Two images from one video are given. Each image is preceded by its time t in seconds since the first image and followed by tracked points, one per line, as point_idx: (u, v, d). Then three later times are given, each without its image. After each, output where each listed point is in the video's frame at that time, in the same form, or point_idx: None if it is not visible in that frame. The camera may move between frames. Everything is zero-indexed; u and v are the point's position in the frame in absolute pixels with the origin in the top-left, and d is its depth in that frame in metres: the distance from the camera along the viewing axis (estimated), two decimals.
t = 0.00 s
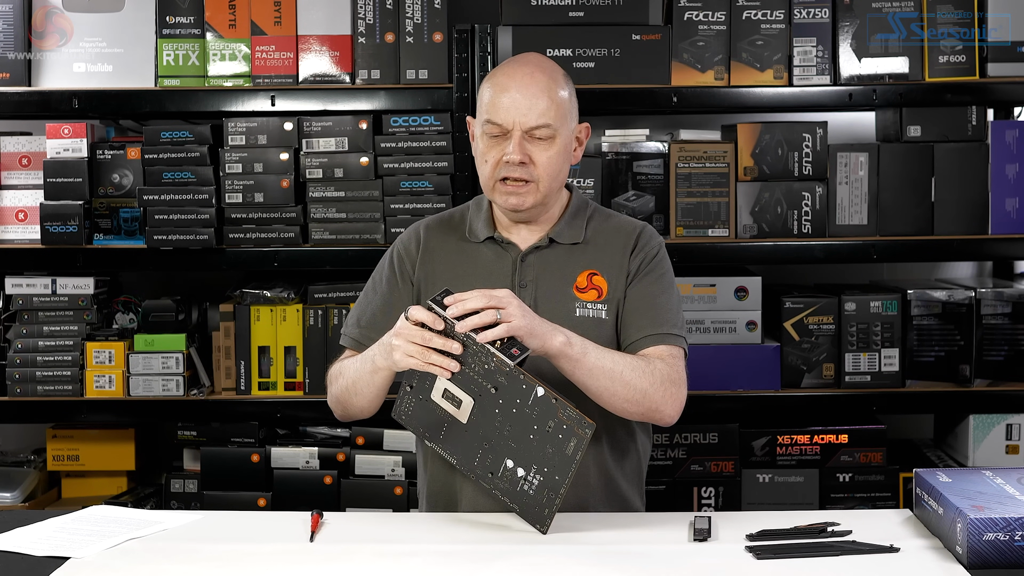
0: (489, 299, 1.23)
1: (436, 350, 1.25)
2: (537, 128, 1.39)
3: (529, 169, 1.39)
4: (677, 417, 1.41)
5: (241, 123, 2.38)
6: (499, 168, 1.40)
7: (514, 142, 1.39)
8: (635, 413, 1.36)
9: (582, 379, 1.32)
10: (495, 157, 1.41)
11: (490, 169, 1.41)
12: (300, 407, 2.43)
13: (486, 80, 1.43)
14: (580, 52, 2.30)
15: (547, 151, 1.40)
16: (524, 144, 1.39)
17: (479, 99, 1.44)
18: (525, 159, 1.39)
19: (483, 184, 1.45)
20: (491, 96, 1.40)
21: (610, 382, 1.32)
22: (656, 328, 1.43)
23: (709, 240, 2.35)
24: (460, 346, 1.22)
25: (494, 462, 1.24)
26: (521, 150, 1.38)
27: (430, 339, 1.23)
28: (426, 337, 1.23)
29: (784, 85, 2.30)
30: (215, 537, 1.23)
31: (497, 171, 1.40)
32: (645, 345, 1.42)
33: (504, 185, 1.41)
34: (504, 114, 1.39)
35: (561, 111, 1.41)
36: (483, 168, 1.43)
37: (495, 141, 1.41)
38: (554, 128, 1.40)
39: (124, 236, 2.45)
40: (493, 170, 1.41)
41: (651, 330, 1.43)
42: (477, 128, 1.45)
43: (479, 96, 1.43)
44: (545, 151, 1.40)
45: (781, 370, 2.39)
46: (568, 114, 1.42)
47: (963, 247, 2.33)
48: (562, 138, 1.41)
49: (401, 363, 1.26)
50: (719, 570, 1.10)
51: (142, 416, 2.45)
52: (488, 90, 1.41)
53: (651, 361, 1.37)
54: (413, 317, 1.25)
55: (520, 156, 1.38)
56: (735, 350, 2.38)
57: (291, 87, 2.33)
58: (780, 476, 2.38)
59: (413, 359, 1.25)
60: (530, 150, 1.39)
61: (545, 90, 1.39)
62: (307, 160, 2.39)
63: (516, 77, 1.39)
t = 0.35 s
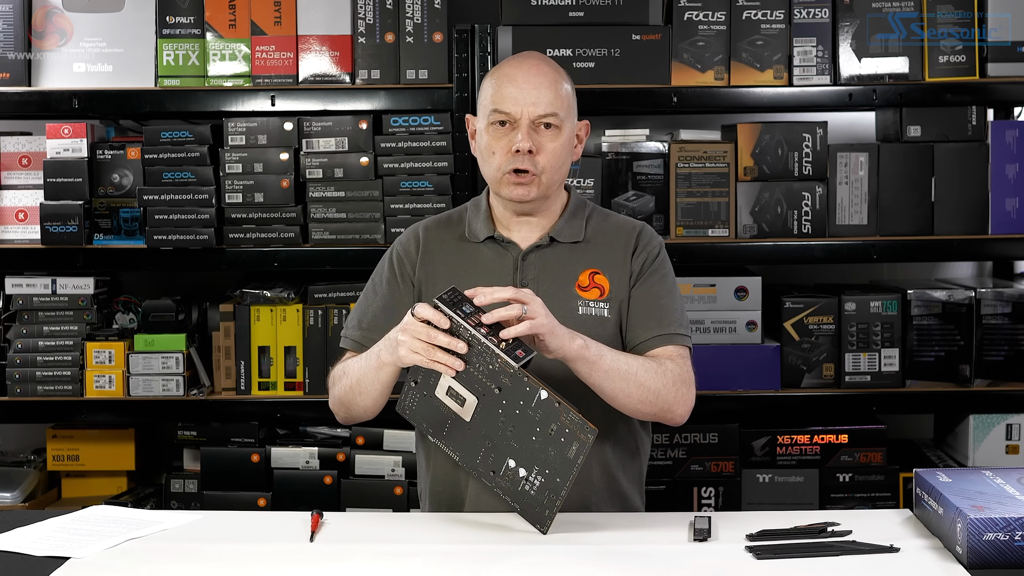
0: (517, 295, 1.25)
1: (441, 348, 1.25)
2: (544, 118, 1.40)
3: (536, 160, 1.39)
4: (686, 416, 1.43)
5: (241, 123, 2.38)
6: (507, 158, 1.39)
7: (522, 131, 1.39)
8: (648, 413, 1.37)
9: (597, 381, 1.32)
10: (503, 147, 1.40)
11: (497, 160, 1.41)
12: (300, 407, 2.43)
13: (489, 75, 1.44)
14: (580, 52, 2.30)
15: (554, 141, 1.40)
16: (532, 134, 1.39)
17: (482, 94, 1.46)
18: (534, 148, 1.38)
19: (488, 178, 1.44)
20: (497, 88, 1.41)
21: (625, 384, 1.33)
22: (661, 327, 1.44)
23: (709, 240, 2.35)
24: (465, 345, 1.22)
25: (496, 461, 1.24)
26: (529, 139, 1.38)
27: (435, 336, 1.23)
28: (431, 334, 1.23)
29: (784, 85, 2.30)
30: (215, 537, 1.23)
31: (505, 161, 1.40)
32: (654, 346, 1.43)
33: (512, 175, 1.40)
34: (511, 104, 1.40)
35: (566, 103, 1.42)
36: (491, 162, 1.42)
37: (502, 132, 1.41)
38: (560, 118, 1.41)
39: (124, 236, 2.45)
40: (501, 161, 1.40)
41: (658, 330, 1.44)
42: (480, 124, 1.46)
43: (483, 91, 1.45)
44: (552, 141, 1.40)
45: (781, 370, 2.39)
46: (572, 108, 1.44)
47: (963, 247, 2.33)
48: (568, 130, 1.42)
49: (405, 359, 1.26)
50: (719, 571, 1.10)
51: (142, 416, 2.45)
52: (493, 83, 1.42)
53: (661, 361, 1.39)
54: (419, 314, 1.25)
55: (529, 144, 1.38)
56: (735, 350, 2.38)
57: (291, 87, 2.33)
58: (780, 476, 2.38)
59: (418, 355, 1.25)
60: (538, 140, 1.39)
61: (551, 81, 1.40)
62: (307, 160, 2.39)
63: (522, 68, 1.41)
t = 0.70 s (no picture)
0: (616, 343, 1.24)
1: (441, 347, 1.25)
2: (536, 118, 1.40)
3: (528, 159, 1.39)
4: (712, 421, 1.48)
5: (241, 123, 2.38)
6: (499, 159, 1.39)
7: (514, 131, 1.39)
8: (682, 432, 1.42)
9: (650, 417, 1.34)
10: (496, 147, 1.40)
11: (491, 160, 1.41)
12: (300, 407, 2.44)
13: (482, 76, 1.44)
14: (580, 52, 2.30)
15: (546, 141, 1.40)
16: (524, 134, 1.39)
17: (475, 95, 1.46)
18: (526, 148, 1.38)
19: (482, 178, 1.44)
20: (489, 89, 1.41)
21: (674, 415, 1.35)
22: (680, 343, 1.46)
23: (709, 240, 2.35)
24: (465, 343, 1.22)
25: (496, 461, 1.24)
26: (520, 139, 1.38)
27: (434, 335, 1.22)
28: (430, 333, 1.22)
29: (784, 85, 2.30)
30: (215, 537, 1.23)
31: (497, 161, 1.40)
32: (674, 361, 1.46)
33: (504, 175, 1.40)
34: (503, 104, 1.40)
35: (559, 103, 1.42)
36: (484, 161, 1.42)
37: (495, 133, 1.41)
38: (553, 118, 1.41)
39: (124, 236, 2.45)
40: (493, 161, 1.40)
41: (672, 342, 1.46)
42: (474, 124, 1.46)
43: (476, 91, 1.45)
44: (545, 141, 1.40)
45: (781, 370, 2.39)
46: (565, 108, 1.44)
47: (963, 247, 2.33)
48: (560, 130, 1.42)
49: (405, 359, 1.25)
50: (719, 571, 1.10)
51: (142, 415, 2.45)
52: (486, 82, 1.42)
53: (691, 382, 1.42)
54: (418, 313, 1.24)
55: (521, 144, 1.38)
56: (735, 350, 2.38)
57: (291, 87, 2.33)
58: (780, 476, 2.38)
59: (418, 355, 1.24)
60: (530, 140, 1.39)
61: (543, 81, 1.40)
62: (307, 160, 2.39)
63: (514, 68, 1.41)
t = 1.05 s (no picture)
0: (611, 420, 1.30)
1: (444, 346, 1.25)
2: (540, 119, 1.40)
3: (532, 160, 1.39)
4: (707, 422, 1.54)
5: (241, 123, 2.38)
6: (503, 160, 1.39)
7: (518, 133, 1.39)
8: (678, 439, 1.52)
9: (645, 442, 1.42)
10: (500, 147, 1.40)
11: (494, 161, 1.41)
12: (300, 407, 2.43)
13: (487, 75, 1.44)
14: (580, 52, 2.30)
15: (550, 143, 1.40)
16: (528, 135, 1.39)
17: (480, 95, 1.46)
18: (530, 149, 1.38)
19: (485, 178, 1.44)
20: (494, 89, 1.41)
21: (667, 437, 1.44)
22: (682, 356, 1.53)
23: (709, 240, 2.35)
24: (467, 342, 1.21)
25: (497, 460, 1.25)
26: (524, 140, 1.39)
27: (437, 334, 1.23)
28: (433, 332, 1.23)
29: (784, 85, 2.30)
30: (215, 537, 1.23)
31: (501, 162, 1.40)
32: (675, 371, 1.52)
33: (508, 176, 1.40)
34: (507, 105, 1.40)
35: (563, 105, 1.42)
36: (487, 161, 1.42)
37: (499, 133, 1.41)
38: (557, 119, 1.41)
39: (124, 236, 2.45)
40: (497, 162, 1.40)
41: (672, 351, 1.52)
42: (478, 124, 1.46)
43: (481, 91, 1.45)
44: (548, 142, 1.40)
45: (781, 370, 2.39)
46: (570, 110, 1.44)
47: (963, 247, 2.33)
48: (564, 132, 1.42)
49: (409, 357, 1.26)
50: (719, 571, 1.10)
51: (142, 415, 2.45)
52: (491, 82, 1.42)
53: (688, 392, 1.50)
54: (422, 312, 1.25)
55: (524, 146, 1.38)
56: (735, 349, 2.38)
57: (291, 87, 2.33)
58: (780, 476, 2.38)
59: (421, 353, 1.25)
60: (534, 141, 1.39)
61: (547, 82, 1.40)
62: (307, 160, 2.39)
63: (519, 69, 1.41)
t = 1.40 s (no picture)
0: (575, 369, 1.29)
1: (449, 343, 1.26)
2: (539, 123, 1.39)
3: (533, 164, 1.39)
4: (703, 426, 1.52)
5: (241, 123, 2.38)
6: (503, 164, 1.39)
7: (517, 137, 1.39)
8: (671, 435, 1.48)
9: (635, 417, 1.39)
10: (499, 152, 1.40)
11: (493, 165, 1.41)
12: (300, 407, 2.43)
13: (485, 78, 1.44)
14: (580, 52, 2.30)
15: (549, 146, 1.40)
16: (527, 139, 1.39)
17: (478, 97, 1.45)
18: (529, 154, 1.39)
19: (485, 181, 1.44)
20: (492, 93, 1.40)
21: (657, 419, 1.41)
22: (680, 349, 1.51)
23: (709, 240, 2.35)
24: (474, 338, 1.23)
25: (499, 459, 1.24)
26: (524, 145, 1.38)
27: (444, 330, 1.23)
28: (440, 329, 1.24)
29: (784, 85, 2.30)
30: (214, 537, 1.23)
31: (501, 167, 1.40)
32: (672, 365, 1.52)
33: (508, 180, 1.40)
34: (506, 110, 1.39)
35: (561, 107, 1.42)
36: (487, 165, 1.42)
37: (497, 137, 1.41)
38: (555, 123, 1.40)
39: (124, 236, 2.45)
40: (496, 166, 1.40)
41: (673, 348, 1.51)
42: (478, 127, 1.45)
43: (479, 94, 1.44)
44: (547, 147, 1.40)
45: (781, 370, 2.39)
46: (568, 111, 1.43)
47: (963, 247, 2.33)
48: (563, 134, 1.42)
49: (414, 353, 1.26)
50: (719, 570, 1.10)
51: (142, 416, 2.45)
52: (489, 87, 1.42)
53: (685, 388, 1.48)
54: (430, 308, 1.25)
55: (523, 151, 1.38)
56: (735, 349, 2.38)
57: (291, 87, 2.33)
58: (780, 476, 2.38)
59: (427, 350, 1.25)
60: (533, 145, 1.39)
61: (545, 86, 1.40)
62: (307, 160, 2.39)
63: (517, 73, 1.40)
